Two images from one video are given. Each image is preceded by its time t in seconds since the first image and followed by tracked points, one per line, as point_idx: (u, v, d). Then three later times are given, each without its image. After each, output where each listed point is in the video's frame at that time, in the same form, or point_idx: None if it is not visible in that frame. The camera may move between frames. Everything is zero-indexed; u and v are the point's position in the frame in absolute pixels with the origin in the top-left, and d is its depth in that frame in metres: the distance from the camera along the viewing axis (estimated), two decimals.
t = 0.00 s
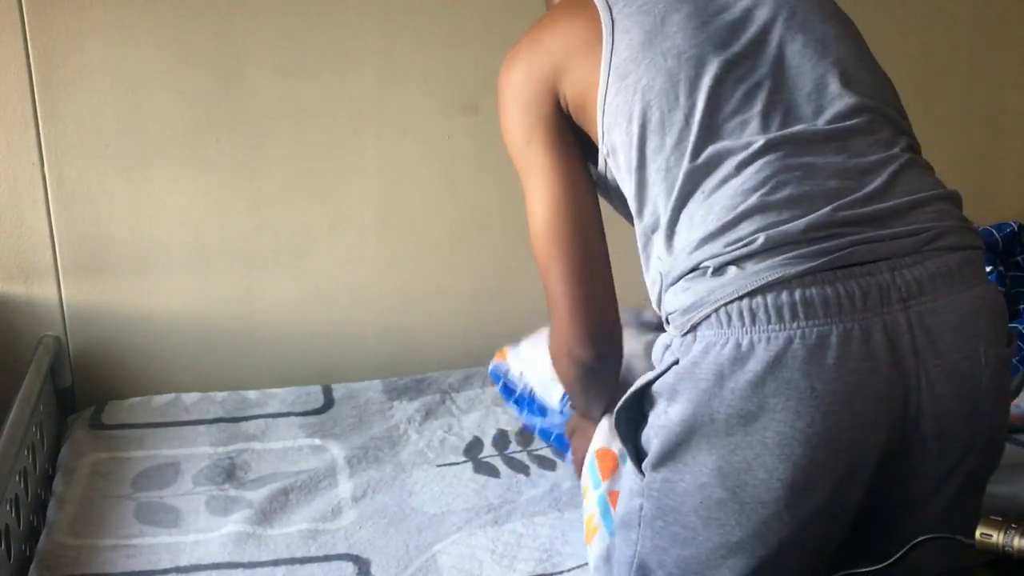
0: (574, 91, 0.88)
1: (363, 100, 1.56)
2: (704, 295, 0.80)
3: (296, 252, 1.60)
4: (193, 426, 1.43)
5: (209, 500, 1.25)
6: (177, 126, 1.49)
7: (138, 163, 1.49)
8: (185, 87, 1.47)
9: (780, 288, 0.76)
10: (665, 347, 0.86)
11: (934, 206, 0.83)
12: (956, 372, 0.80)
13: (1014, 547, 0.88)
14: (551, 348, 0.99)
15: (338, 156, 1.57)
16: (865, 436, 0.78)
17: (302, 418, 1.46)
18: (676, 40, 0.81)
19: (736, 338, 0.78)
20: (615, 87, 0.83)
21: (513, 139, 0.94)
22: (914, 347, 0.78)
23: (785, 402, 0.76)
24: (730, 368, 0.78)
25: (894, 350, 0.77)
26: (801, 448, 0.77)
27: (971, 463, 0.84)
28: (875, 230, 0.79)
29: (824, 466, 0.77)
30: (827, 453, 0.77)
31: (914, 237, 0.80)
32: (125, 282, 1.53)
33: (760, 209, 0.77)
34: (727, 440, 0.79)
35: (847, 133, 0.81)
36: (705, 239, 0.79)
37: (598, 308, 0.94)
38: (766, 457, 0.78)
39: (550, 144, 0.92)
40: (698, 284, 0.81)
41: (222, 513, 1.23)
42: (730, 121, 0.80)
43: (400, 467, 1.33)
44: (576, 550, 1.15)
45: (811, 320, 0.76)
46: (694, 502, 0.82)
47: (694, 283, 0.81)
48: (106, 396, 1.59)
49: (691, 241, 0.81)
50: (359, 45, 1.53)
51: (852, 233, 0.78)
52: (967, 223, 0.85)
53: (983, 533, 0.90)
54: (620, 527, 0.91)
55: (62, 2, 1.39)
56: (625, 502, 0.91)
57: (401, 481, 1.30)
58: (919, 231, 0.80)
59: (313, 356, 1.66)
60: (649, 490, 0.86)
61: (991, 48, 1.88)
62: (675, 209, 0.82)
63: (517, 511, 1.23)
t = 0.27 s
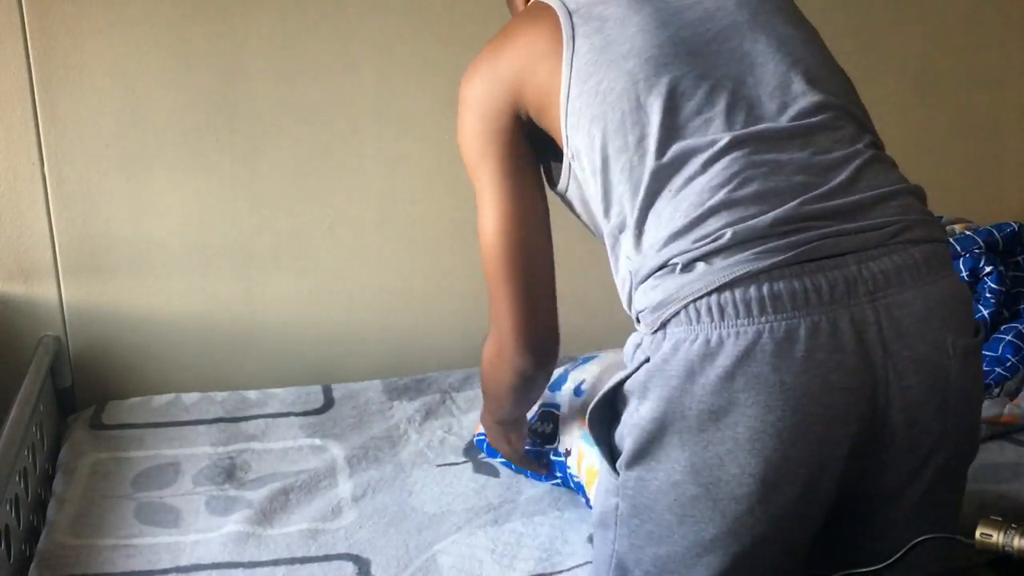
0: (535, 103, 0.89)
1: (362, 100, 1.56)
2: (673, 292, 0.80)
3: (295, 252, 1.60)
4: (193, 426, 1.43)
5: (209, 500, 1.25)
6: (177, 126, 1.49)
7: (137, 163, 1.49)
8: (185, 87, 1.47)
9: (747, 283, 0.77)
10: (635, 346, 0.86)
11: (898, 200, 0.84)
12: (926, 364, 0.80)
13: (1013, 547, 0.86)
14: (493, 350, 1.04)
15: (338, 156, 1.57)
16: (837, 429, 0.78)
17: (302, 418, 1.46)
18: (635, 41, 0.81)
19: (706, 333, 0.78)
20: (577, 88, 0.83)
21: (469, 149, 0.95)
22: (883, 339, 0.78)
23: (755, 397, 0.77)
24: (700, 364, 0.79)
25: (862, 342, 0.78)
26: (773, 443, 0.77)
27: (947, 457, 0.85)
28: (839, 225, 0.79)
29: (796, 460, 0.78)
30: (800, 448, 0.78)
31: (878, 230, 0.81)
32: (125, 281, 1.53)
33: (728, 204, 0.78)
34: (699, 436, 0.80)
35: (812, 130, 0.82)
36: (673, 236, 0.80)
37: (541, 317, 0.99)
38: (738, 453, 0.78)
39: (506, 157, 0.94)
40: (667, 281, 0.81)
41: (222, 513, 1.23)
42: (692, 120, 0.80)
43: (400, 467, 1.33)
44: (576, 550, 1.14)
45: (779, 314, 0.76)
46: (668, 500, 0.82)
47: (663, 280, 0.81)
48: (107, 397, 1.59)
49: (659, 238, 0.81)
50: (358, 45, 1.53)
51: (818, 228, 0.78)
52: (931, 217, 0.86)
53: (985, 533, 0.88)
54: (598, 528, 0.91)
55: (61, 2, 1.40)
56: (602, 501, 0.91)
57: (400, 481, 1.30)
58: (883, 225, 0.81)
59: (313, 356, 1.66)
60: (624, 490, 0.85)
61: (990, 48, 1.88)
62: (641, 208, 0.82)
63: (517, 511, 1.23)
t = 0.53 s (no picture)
0: (516, 111, 0.89)
1: (361, 100, 1.56)
2: (648, 289, 0.80)
3: (295, 252, 1.60)
4: (193, 425, 1.44)
5: (209, 500, 1.25)
6: (176, 126, 1.49)
7: (137, 162, 1.49)
8: (184, 87, 1.47)
9: (721, 278, 0.77)
10: (613, 343, 0.86)
11: (873, 196, 0.84)
12: (901, 356, 0.80)
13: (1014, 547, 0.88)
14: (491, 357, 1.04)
15: (337, 156, 1.57)
16: (813, 422, 0.78)
17: (302, 418, 1.46)
18: (610, 43, 0.82)
19: (681, 329, 0.78)
20: (555, 90, 0.84)
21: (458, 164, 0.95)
22: (857, 333, 0.78)
23: (729, 390, 0.77)
24: (675, 359, 0.79)
25: (836, 336, 0.78)
26: (748, 435, 0.77)
27: (926, 450, 0.85)
28: (812, 220, 0.80)
29: (771, 452, 0.78)
30: (776, 441, 0.78)
31: (851, 225, 0.81)
32: (126, 281, 1.53)
33: (702, 201, 0.78)
34: (676, 431, 0.80)
35: (788, 127, 0.82)
36: (649, 232, 0.80)
37: (536, 327, 0.99)
38: (714, 447, 0.79)
39: (493, 169, 0.94)
40: (643, 277, 0.81)
41: (222, 513, 1.23)
42: (665, 118, 0.80)
43: (400, 467, 1.33)
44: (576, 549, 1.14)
45: (752, 308, 0.77)
46: (647, 495, 0.82)
47: (640, 276, 0.81)
48: (106, 397, 1.59)
49: (635, 235, 0.81)
50: (357, 45, 1.53)
51: (790, 223, 0.79)
52: (907, 211, 0.87)
53: (984, 534, 0.90)
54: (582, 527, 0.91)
55: (61, 3, 1.40)
56: (584, 499, 0.91)
57: (400, 481, 1.30)
58: (857, 220, 0.81)
59: (313, 356, 1.66)
60: (606, 485, 0.86)
61: (990, 47, 1.88)
62: (617, 205, 0.82)
63: (517, 510, 1.23)
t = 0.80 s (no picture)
0: (523, 101, 0.89)
1: (362, 100, 1.56)
2: (650, 281, 0.80)
3: (295, 252, 1.60)
4: (193, 426, 1.44)
5: (210, 500, 1.25)
6: (177, 126, 1.49)
7: (138, 162, 1.49)
8: (184, 87, 1.47)
9: (723, 271, 0.77)
10: (616, 334, 0.86)
11: (875, 193, 0.84)
12: (900, 351, 0.80)
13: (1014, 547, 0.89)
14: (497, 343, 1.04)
15: (337, 156, 1.57)
16: (812, 416, 0.78)
17: (302, 419, 1.47)
18: (618, 35, 0.82)
19: (682, 320, 0.78)
20: (565, 81, 0.84)
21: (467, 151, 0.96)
22: (857, 328, 0.78)
23: (729, 383, 0.77)
24: (677, 350, 0.79)
25: (836, 331, 0.78)
26: (748, 427, 0.77)
27: (922, 447, 0.85)
28: (815, 215, 0.80)
29: (770, 445, 0.78)
30: (775, 434, 0.77)
31: (852, 221, 0.81)
32: (126, 282, 1.53)
33: (704, 194, 0.78)
34: (676, 422, 0.80)
35: (791, 124, 0.82)
36: (650, 225, 0.80)
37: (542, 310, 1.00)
38: (713, 438, 0.78)
39: (501, 156, 0.94)
40: (646, 269, 0.81)
41: (222, 514, 1.23)
42: (673, 112, 0.81)
43: (400, 467, 1.33)
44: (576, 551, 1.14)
45: (753, 301, 0.76)
46: (647, 486, 0.82)
47: (642, 269, 0.81)
48: (106, 397, 1.59)
49: (637, 228, 0.81)
50: (357, 45, 1.53)
51: (792, 218, 0.79)
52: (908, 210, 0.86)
53: (984, 534, 0.91)
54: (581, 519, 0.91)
55: (61, 3, 1.40)
56: (586, 490, 0.90)
57: (401, 482, 1.30)
58: (858, 216, 0.81)
59: (313, 357, 1.66)
60: (606, 478, 0.85)
61: (990, 48, 1.88)
62: (620, 197, 0.82)
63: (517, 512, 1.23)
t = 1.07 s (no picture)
0: (537, 108, 0.90)
1: (362, 100, 1.56)
2: (676, 283, 0.79)
3: (295, 252, 1.60)
4: (193, 425, 1.44)
5: (210, 500, 1.25)
6: (177, 126, 1.49)
7: (138, 162, 1.49)
8: (185, 87, 1.47)
9: (750, 271, 0.77)
10: (640, 338, 0.85)
11: (895, 194, 0.84)
12: (925, 350, 0.80)
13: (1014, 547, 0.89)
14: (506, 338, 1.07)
15: (337, 155, 1.57)
16: (839, 416, 0.78)
17: (302, 418, 1.47)
18: (633, 46, 0.83)
19: (710, 321, 0.78)
20: (582, 95, 0.85)
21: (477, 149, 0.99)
22: (884, 327, 0.78)
23: (759, 383, 0.76)
24: (704, 351, 0.78)
25: (864, 330, 0.77)
26: (777, 428, 0.77)
27: (942, 446, 0.85)
28: (839, 215, 0.80)
29: (798, 446, 0.77)
30: (803, 434, 0.77)
31: (876, 221, 0.81)
32: (125, 282, 1.53)
33: (729, 195, 0.78)
34: (703, 425, 0.79)
35: (808, 125, 0.83)
36: (675, 226, 0.79)
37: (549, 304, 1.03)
38: (742, 440, 0.78)
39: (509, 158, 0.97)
40: (669, 271, 0.80)
41: (222, 513, 1.23)
42: (693, 116, 0.81)
43: (400, 467, 1.33)
44: (576, 550, 1.13)
45: (781, 300, 0.76)
46: (674, 490, 0.82)
47: (666, 271, 0.81)
48: (106, 397, 1.59)
49: (661, 229, 0.81)
50: (357, 45, 1.53)
51: (817, 218, 0.78)
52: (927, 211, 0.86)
53: (984, 534, 0.91)
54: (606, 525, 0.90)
55: (61, 3, 1.40)
56: (610, 495, 0.90)
57: (400, 481, 1.30)
58: (882, 217, 0.81)
59: (314, 357, 1.66)
60: (631, 483, 0.85)
61: (989, 47, 1.88)
62: (643, 199, 0.82)
63: (517, 510, 1.22)
